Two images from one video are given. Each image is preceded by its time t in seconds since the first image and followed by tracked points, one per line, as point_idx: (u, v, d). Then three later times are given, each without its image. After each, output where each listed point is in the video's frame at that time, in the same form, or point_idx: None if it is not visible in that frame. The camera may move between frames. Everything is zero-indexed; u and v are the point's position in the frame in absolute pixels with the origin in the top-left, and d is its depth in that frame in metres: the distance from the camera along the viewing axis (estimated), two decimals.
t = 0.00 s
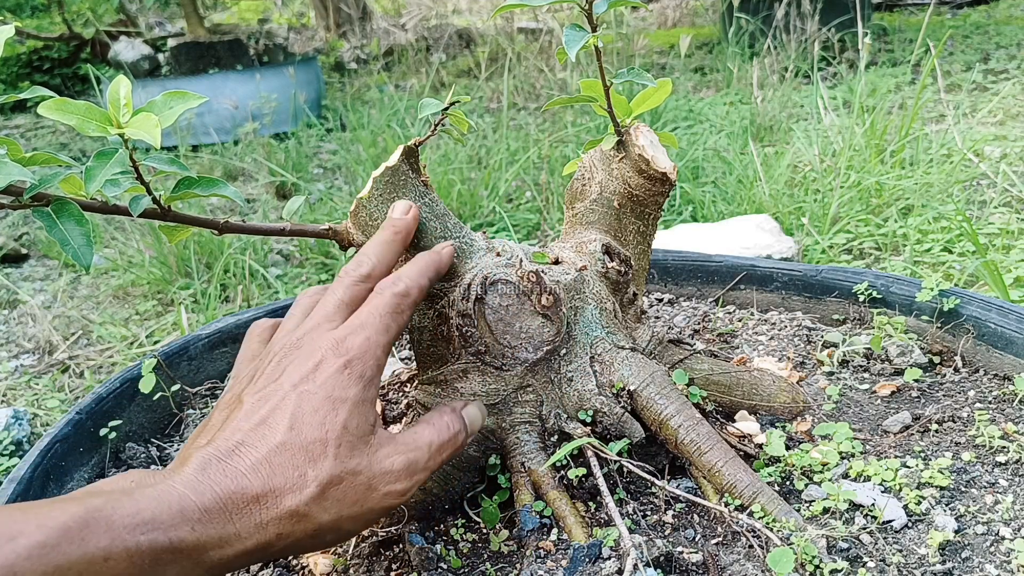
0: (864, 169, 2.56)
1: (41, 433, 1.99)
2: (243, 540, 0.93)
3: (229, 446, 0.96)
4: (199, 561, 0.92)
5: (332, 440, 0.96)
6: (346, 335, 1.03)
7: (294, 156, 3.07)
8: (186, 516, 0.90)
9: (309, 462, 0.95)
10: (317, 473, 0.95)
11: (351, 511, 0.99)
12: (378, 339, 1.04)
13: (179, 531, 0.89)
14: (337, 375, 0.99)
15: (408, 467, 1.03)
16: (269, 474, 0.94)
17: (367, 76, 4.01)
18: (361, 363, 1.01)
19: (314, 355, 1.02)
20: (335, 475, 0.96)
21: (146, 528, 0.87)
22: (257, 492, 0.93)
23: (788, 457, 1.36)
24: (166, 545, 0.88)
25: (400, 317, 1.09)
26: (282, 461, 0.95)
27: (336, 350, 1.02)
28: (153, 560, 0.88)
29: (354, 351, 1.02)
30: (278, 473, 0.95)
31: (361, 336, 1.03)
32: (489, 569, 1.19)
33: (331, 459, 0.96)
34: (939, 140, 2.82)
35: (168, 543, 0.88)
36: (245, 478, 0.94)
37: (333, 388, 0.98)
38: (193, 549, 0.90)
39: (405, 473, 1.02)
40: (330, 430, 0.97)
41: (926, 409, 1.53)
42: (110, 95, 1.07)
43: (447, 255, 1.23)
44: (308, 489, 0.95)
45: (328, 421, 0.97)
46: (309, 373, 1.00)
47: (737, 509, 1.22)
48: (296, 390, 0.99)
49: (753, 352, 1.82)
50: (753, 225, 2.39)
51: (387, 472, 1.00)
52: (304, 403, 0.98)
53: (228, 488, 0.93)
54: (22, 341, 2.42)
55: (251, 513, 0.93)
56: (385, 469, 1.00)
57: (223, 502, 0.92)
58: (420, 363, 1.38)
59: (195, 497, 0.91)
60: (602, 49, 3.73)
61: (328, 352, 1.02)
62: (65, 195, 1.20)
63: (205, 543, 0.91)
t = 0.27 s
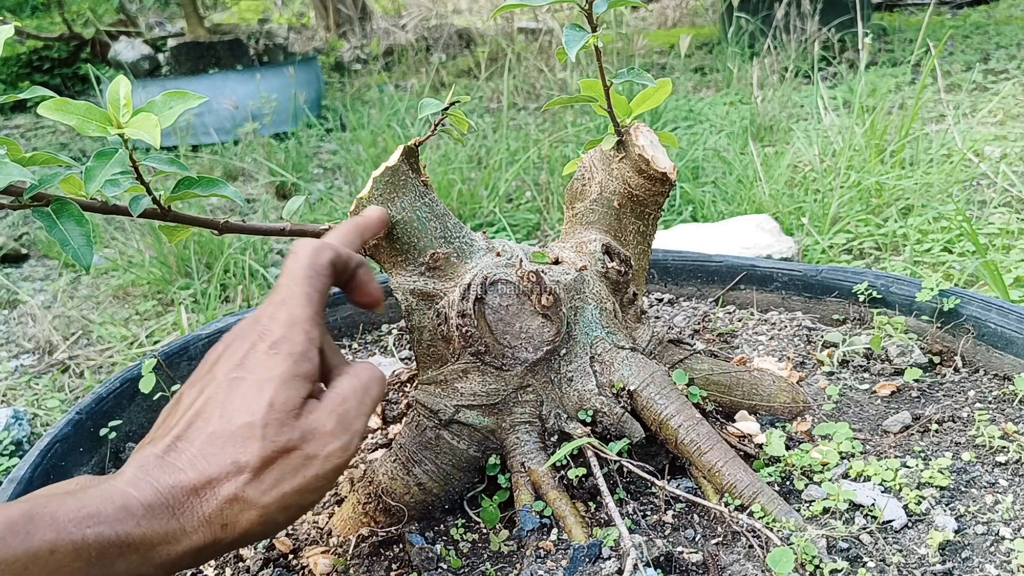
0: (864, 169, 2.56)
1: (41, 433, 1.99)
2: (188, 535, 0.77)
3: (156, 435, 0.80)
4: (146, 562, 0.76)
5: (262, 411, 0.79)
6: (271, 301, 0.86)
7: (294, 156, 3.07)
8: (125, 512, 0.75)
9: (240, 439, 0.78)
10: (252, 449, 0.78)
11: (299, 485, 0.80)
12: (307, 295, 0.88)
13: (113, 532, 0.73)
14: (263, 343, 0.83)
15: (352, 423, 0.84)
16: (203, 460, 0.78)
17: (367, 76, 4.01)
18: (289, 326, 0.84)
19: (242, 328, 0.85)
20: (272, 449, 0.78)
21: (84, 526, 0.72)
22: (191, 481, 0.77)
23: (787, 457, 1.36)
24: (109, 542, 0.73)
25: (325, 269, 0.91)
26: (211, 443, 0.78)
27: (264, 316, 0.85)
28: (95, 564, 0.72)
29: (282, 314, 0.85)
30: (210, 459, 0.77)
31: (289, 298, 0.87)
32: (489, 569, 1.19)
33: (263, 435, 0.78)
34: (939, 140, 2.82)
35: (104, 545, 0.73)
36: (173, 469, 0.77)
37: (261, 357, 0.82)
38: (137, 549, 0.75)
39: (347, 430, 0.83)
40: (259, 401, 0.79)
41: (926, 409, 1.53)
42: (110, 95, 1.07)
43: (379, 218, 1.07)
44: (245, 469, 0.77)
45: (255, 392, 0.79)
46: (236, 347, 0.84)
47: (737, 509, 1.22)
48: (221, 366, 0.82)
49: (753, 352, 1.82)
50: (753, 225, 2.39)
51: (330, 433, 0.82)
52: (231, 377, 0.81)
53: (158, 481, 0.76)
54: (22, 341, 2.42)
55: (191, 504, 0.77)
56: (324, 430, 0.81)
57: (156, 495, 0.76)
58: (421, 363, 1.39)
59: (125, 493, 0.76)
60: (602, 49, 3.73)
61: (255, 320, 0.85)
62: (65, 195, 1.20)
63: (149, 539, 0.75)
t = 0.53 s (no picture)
0: (864, 169, 2.56)
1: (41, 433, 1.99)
2: (126, 509, 0.95)
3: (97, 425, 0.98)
4: (86, 534, 0.93)
5: (199, 401, 1.00)
6: (199, 310, 1.09)
7: (294, 156, 3.07)
8: (67, 490, 0.92)
9: (179, 424, 0.98)
10: (188, 431, 0.98)
11: (228, 465, 1.00)
12: (229, 306, 1.11)
13: (61, 505, 0.91)
14: (195, 347, 1.05)
15: (273, 412, 1.06)
16: (144, 444, 0.97)
17: (367, 76, 4.01)
18: (219, 330, 1.07)
19: (177, 333, 1.07)
20: (207, 432, 0.99)
21: (29, 505, 0.89)
22: (131, 460, 0.95)
23: (787, 457, 1.36)
24: (53, 518, 0.90)
25: (240, 277, 1.15)
26: (152, 428, 0.98)
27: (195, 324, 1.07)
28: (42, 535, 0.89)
29: (210, 323, 1.08)
30: (149, 442, 0.97)
31: (217, 311, 1.09)
32: (489, 569, 1.19)
33: (198, 419, 0.99)
34: (939, 140, 2.82)
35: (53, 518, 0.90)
36: (119, 449, 0.96)
37: (195, 357, 1.04)
38: (78, 522, 0.92)
39: (271, 419, 1.05)
40: (196, 393, 1.00)
41: (926, 409, 1.53)
42: (110, 96, 1.07)
43: (268, 209, 1.31)
44: (181, 449, 0.97)
45: (192, 385, 1.01)
46: (170, 350, 1.05)
47: (737, 510, 1.22)
48: (157, 366, 1.03)
49: (753, 352, 1.82)
50: (753, 225, 2.39)
51: (255, 420, 1.03)
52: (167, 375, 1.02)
53: (101, 462, 0.95)
54: (22, 341, 2.42)
55: (130, 481, 0.95)
56: (252, 418, 1.03)
57: (100, 473, 0.94)
58: (422, 364, 1.39)
59: (68, 472, 0.93)
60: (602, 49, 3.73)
61: (188, 328, 1.07)
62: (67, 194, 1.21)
63: (90, 514, 0.93)
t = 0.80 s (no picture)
0: (864, 169, 2.56)
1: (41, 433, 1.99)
2: (104, 509, 0.99)
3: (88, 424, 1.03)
4: (63, 529, 0.97)
5: (190, 415, 1.04)
6: (203, 328, 1.14)
7: (294, 156, 3.07)
8: (50, 486, 0.96)
9: (167, 435, 1.02)
10: (175, 443, 1.02)
11: (209, 482, 1.04)
12: (234, 329, 1.15)
13: (43, 500, 0.95)
14: (194, 362, 1.09)
15: (264, 439, 1.09)
16: (130, 449, 1.01)
17: (367, 76, 4.01)
18: (219, 350, 1.11)
19: (178, 346, 1.12)
20: (194, 446, 1.03)
21: (13, 496, 0.93)
22: (115, 463, 1.00)
23: (787, 457, 1.36)
24: (33, 511, 0.94)
25: (251, 306, 1.20)
26: (140, 434, 1.02)
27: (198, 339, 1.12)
28: (20, 526, 0.93)
29: (211, 341, 1.12)
30: (136, 448, 1.01)
31: (218, 331, 1.13)
32: (489, 569, 1.19)
33: (185, 433, 1.02)
34: (939, 140, 2.82)
35: (33, 511, 0.94)
36: (106, 450, 1.00)
37: (191, 371, 1.08)
38: (57, 518, 0.96)
39: (261, 445, 1.08)
40: (189, 408, 1.04)
41: (926, 409, 1.53)
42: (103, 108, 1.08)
43: (274, 218, 1.30)
44: (165, 459, 1.01)
45: (186, 400, 1.05)
46: (168, 359, 1.09)
47: (737, 509, 1.22)
48: (155, 374, 1.07)
49: (753, 352, 1.81)
50: (753, 225, 2.39)
51: (244, 445, 1.06)
52: (163, 384, 1.06)
53: (87, 461, 0.99)
54: (22, 341, 2.42)
55: (111, 482, 0.99)
56: (242, 441, 1.06)
57: (84, 472, 0.98)
58: (422, 363, 1.39)
59: (54, 467, 0.97)
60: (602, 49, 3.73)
61: (189, 342, 1.12)
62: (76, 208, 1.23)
63: (69, 510, 0.97)
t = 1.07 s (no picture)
0: (864, 169, 2.56)
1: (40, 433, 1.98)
2: (92, 479, 0.98)
3: (82, 397, 1.03)
4: (49, 496, 0.96)
5: (186, 398, 1.04)
6: (203, 318, 1.14)
7: (294, 156, 3.07)
8: (36, 450, 0.95)
9: (161, 414, 1.03)
10: (169, 421, 1.02)
11: (200, 465, 1.03)
12: (235, 323, 1.15)
13: (29, 464, 0.94)
14: (194, 348, 1.09)
15: (259, 432, 1.08)
16: (122, 424, 1.01)
17: (367, 76, 4.01)
18: (219, 340, 1.12)
19: (178, 331, 1.12)
20: (186, 427, 1.03)
21: None
22: (107, 435, 1.00)
23: (787, 457, 1.36)
24: (18, 474, 0.93)
25: (256, 308, 1.20)
26: (134, 411, 1.02)
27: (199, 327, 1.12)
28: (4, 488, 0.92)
29: (211, 330, 1.12)
30: (129, 423, 1.01)
31: (219, 321, 1.14)
32: (489, 570, 1.19)
33: (181, 412, 1.03)
34: (939, 140, 2.82)
35: (19, 474, 0.93)
36: (98, 422, 1.00)
37: (190, 356, 1.08)
38: (42, 483, 0.95)
39: (255, 437, 1.08)
40: (184, 391, 1.05)
41: (926, 409, 1.53)
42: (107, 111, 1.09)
43: (276, 219, 1.30)
44: (157, 436, 1.01)
45: (182, 382, 1.05)
46: (167, 343, 1.10)
47: (737, 509, 1.22)
48: (153, 356, 1.08)
49: (753, 352, 1.81)
50: (753, 225, 2.39)
51: (239, 433, 1.06)
52: (161, 366, 1.07)
53: (79, 431, 0.99)
54: (22, 341, 2.42)
55: (101, 453, 0.99)
56: (236, 429, 1.06)
57: (74, 441, 0.98)
58: (422, 363, 1.39)
59: (44, 433, 0.97)
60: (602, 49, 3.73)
61: (189, 328, 1.12)
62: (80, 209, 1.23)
63: (56, 476, 0.96)
